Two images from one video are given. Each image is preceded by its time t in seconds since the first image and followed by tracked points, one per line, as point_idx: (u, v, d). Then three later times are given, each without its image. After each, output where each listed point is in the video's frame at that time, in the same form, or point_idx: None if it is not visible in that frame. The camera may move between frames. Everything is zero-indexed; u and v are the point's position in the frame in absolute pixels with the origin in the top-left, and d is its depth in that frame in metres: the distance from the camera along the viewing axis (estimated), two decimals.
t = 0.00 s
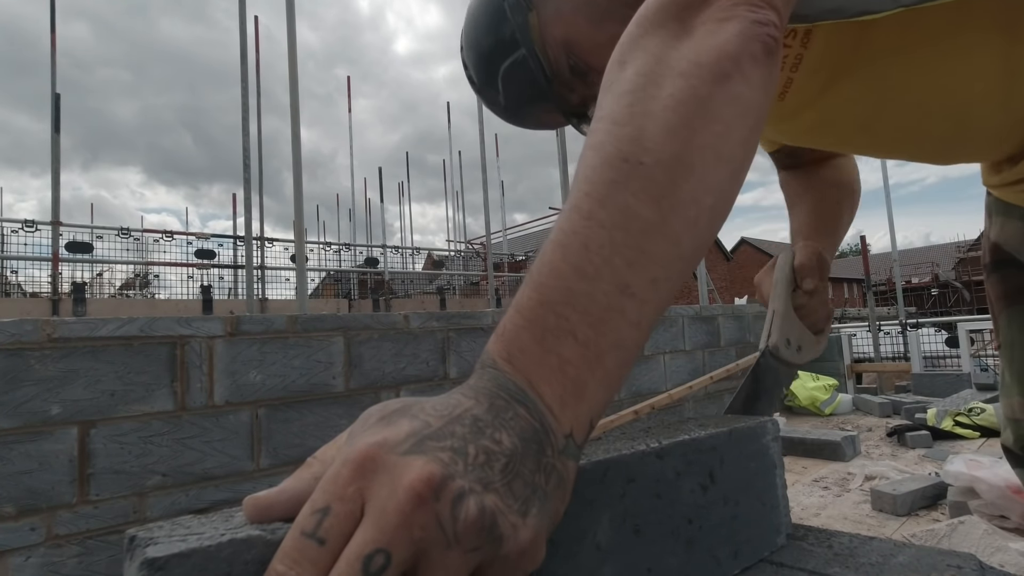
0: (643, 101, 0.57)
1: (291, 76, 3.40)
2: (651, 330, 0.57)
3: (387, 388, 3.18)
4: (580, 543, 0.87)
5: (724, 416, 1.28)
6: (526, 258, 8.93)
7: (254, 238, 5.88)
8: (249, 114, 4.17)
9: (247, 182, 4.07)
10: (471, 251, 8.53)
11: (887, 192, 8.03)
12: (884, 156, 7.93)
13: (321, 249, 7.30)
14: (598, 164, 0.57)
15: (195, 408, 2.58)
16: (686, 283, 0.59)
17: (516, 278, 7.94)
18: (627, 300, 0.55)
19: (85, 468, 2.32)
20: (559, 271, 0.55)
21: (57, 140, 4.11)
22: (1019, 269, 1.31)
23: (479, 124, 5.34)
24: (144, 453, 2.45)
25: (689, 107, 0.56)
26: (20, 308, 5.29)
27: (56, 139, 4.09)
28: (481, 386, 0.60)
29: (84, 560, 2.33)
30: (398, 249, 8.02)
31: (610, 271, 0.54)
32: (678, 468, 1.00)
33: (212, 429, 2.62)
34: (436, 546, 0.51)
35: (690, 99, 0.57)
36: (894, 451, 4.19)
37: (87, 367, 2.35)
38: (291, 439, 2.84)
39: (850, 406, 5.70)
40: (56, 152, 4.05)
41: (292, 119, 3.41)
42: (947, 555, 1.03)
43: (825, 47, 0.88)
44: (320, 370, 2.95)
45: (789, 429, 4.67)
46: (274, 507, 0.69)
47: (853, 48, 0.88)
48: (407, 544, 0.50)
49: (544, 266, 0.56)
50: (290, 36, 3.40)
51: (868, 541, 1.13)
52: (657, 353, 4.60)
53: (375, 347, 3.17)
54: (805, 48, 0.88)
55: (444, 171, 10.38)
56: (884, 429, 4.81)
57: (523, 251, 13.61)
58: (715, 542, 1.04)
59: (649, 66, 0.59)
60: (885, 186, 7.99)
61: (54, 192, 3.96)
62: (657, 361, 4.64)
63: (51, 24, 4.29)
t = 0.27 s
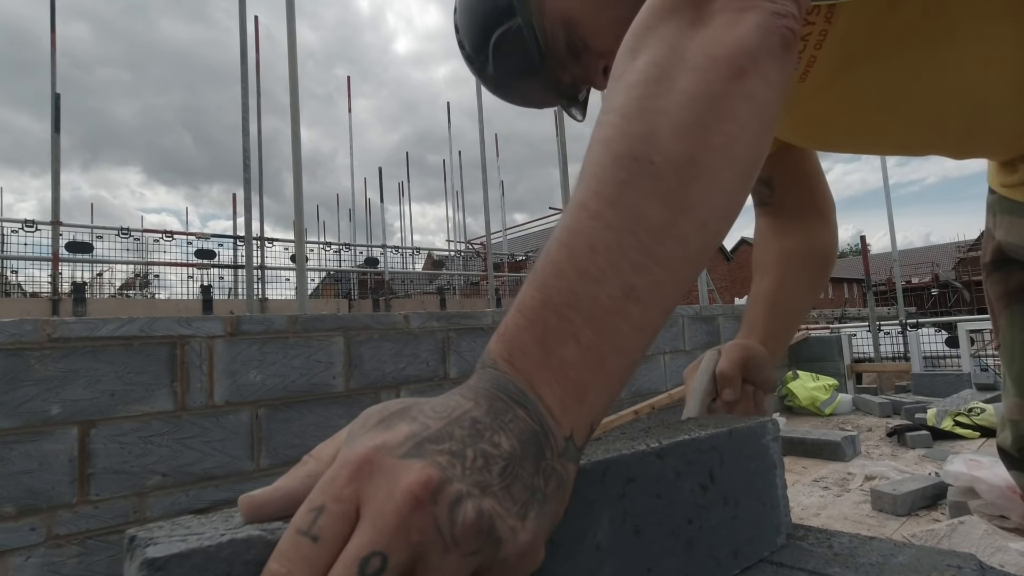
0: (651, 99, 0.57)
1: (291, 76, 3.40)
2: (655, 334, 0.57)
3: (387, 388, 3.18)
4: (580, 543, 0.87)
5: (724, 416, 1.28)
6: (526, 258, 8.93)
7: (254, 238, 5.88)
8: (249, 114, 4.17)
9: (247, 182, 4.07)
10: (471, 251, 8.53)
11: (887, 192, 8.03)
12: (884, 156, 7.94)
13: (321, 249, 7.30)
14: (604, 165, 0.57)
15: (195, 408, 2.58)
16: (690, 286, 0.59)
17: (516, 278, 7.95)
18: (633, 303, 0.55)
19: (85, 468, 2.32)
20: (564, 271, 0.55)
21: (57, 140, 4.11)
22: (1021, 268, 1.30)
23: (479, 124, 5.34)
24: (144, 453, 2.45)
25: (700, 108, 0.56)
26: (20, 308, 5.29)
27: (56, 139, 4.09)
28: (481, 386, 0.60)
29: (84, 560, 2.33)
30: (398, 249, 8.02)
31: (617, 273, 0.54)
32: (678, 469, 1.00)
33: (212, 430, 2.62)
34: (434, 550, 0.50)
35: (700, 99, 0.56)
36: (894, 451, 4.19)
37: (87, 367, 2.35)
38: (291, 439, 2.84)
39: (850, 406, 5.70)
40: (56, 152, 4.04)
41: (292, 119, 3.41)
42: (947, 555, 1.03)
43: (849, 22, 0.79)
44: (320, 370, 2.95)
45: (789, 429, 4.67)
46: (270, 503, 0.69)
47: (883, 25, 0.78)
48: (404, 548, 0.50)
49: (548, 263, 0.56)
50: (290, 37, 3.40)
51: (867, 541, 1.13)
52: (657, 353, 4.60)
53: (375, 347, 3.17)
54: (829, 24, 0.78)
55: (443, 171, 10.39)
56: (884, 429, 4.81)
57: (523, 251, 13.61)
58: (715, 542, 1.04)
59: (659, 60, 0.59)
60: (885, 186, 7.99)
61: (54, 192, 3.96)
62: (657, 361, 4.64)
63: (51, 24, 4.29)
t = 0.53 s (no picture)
0: (694, 114, 0.54)
1: (291, 76, 3.40)
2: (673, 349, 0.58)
3: (387, 388, 3.19)
4: (580, 543, 0.87)
5: (723, 416, 1.29)
6: (527, 258, 8.93)
7: (254, 238, 5.88)
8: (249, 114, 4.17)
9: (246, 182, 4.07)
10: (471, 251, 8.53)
11: (887, 192, 8.03)
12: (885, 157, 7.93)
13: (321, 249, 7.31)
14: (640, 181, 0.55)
15: (195, 408, 2.59)
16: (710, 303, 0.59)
17: (516, 278, 7.94)
18: (655, 329, 0.55)
19: (85, 468, 2.32)
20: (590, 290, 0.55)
21: (57, 140, 4.11)
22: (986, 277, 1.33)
23: (479, 124, 5.34)
24: (144, 453, 2.45)
25: (754, 123, 0.53)
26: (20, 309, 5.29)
27: (56, 139, 4.09)
28: (489, 387, 0.61)
29: (84, 560, 2.33)
30: (398, 249, 8.02)
31: (646, 289, 0.54)
32: (678, 469, 1.00)
33: (212, 430, 2.62)
34: (441, 551, 0.50)
35: (749, 122, 0.53)
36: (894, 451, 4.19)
37: (87, 367, 2.35)
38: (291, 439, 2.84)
39: (850, 406, 5.70)
40: (56, 152, 4.05)
41: (292, 119, 3.41)
42: (947, 555, 1.03)
43: None
44: (320, 370, 2.95)
45: (789, 429, 4.68)
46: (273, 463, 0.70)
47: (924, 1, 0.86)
48: (412, 547, 0.50)
49: (572, 274, 0.56)
50: (290, 37, 3.40)
51: (867, 541, 1.13)
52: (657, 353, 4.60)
53: (375, 347, 3.17)
54: None
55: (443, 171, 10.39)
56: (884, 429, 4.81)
57: (523, 251, 13.62)
58: (715, 542, 1.04)
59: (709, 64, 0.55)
60: (885, 187, 7.99)
61: (54, 192, 3.96)
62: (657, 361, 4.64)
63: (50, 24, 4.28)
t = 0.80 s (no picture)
0: (783, 116, 0.68)
1: (291, 76, 3.40)
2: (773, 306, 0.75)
3: (387, 388, 3.18)
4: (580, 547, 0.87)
5: (724, 416, 1.28)
6: (527, 258, 8.93)
7: (254, 238, 5.88)
8: (249, 114, 4.17)
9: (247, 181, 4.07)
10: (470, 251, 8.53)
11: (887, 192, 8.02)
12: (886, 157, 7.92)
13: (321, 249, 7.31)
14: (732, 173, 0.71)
15: (195, 408, 2.58)
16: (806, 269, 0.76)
17: (516, 278, 7.94)
18: (746, 291, 0.70)
19: (85, 468, 2.32)
20: (686, 261, 0.72)
21: (57, 141, 4.11)
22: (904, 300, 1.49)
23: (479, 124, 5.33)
24: (144, 453, 2.45)
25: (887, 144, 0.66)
26: (20, 309, 5.29)
27: (56, 140, 4.09)
28: (603, 350, 0.76)
29: (84, 560, 2.33)
30: (398, 250, 8.02)
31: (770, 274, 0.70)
32: (678, 469, 1.00)
33: (212, 430, 2.62)
34: (593, 483, 0.64)
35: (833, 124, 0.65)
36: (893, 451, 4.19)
37: (87, 367, 2.35)
38: (291, 439, 2.84)
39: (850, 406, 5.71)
40: (56, 152, 4.05)
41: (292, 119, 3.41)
42: (948, 555, 1.03)
43: None
44: (320, 370, 2.95)
45: (789, 429, 4.68)
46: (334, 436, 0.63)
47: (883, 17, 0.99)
48: (573, 480, 0.63)
49: (702, 258, 0.70)
50: (290, 37, 3.40)
51: (867, 541, 1.13)
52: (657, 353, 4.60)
53: (375, 347, 3.17)
54: None
55: (443, 171, 10.39)
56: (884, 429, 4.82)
57: (523, 251, 13.62)
58: (715, 542, 1.04)
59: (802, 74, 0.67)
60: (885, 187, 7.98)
61: (54, 192, 3.96)
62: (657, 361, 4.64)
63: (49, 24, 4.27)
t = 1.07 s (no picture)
0: (836, 135, 0.70)
1: (292, 76, 3.39)
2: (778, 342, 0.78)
3: (386, 389, 3.18)
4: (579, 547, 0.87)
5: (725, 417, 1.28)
6: (527, 258, 8.92)
7: (254, 238, 5.88)
8: (249, 114, 4.17)
9: (247, 182, 4.07)
10: (470, 251, 8.53)
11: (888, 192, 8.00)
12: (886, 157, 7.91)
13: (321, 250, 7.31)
14: (784, 189, 0.71)
15: (195, 408, 2.58)
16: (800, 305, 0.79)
17: (516, 278, 7.94)
18: (804, 299, 0.71)
19: (85, 468, 2.33)
20: (743, 275, 0.71)
21: (57, 140, 4.11)
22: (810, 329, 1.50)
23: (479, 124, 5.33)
24: (143, 453, 2.45)
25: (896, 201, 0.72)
26: (20, 309, 5.29)
27: (56, 140, 4.09)
28: (651, 359, 0.75)
29: (83, 560, 2.33)
30: (398, 250, 8.02)
31: (797, 315, 0.72)
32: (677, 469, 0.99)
33: (212, 430, 2.62)
34: (653, 476, 0.65)
35: (881, 144, 0.69)
36: (893, 451, 4.19)
37: (86, 367, 2.35)
38: (291, 439, 2.84)
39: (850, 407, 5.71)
40: (56, 152, 4.04)
41: (292, 119, 3.41)
42: (947, 555, 1.03)
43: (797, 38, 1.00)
44: (319, 370, 2.95)
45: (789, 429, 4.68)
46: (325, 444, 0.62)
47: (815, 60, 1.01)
48: (639, 472, 0.64)
49: (740, 296, 0.71)
50: (290, 37, 3.39)
51: (867, 541, 1.13)
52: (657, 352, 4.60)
53: (375, 347, 3.16)
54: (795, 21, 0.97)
55: (443, 171, 10.39)
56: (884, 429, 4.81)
57: (523, 251, 13.62)
58: (715, 541, 1.04)
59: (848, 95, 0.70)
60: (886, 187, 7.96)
61: (54, 192, 3.96)
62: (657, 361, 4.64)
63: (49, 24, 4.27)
